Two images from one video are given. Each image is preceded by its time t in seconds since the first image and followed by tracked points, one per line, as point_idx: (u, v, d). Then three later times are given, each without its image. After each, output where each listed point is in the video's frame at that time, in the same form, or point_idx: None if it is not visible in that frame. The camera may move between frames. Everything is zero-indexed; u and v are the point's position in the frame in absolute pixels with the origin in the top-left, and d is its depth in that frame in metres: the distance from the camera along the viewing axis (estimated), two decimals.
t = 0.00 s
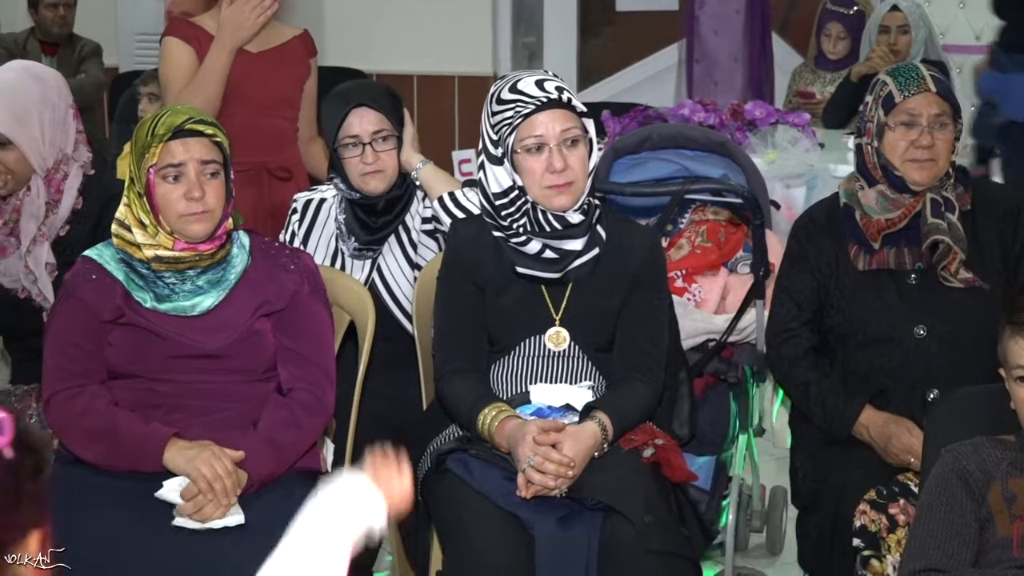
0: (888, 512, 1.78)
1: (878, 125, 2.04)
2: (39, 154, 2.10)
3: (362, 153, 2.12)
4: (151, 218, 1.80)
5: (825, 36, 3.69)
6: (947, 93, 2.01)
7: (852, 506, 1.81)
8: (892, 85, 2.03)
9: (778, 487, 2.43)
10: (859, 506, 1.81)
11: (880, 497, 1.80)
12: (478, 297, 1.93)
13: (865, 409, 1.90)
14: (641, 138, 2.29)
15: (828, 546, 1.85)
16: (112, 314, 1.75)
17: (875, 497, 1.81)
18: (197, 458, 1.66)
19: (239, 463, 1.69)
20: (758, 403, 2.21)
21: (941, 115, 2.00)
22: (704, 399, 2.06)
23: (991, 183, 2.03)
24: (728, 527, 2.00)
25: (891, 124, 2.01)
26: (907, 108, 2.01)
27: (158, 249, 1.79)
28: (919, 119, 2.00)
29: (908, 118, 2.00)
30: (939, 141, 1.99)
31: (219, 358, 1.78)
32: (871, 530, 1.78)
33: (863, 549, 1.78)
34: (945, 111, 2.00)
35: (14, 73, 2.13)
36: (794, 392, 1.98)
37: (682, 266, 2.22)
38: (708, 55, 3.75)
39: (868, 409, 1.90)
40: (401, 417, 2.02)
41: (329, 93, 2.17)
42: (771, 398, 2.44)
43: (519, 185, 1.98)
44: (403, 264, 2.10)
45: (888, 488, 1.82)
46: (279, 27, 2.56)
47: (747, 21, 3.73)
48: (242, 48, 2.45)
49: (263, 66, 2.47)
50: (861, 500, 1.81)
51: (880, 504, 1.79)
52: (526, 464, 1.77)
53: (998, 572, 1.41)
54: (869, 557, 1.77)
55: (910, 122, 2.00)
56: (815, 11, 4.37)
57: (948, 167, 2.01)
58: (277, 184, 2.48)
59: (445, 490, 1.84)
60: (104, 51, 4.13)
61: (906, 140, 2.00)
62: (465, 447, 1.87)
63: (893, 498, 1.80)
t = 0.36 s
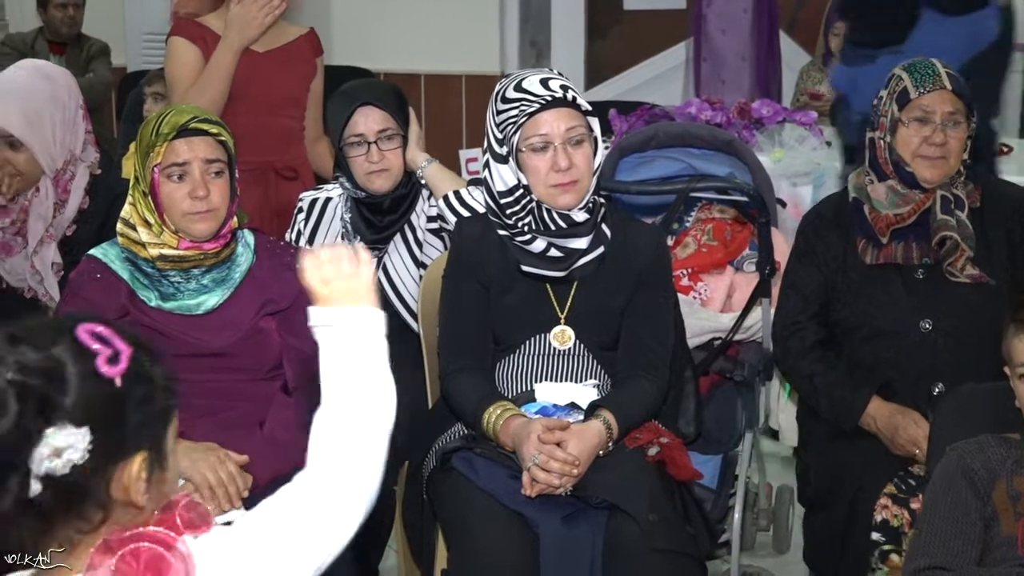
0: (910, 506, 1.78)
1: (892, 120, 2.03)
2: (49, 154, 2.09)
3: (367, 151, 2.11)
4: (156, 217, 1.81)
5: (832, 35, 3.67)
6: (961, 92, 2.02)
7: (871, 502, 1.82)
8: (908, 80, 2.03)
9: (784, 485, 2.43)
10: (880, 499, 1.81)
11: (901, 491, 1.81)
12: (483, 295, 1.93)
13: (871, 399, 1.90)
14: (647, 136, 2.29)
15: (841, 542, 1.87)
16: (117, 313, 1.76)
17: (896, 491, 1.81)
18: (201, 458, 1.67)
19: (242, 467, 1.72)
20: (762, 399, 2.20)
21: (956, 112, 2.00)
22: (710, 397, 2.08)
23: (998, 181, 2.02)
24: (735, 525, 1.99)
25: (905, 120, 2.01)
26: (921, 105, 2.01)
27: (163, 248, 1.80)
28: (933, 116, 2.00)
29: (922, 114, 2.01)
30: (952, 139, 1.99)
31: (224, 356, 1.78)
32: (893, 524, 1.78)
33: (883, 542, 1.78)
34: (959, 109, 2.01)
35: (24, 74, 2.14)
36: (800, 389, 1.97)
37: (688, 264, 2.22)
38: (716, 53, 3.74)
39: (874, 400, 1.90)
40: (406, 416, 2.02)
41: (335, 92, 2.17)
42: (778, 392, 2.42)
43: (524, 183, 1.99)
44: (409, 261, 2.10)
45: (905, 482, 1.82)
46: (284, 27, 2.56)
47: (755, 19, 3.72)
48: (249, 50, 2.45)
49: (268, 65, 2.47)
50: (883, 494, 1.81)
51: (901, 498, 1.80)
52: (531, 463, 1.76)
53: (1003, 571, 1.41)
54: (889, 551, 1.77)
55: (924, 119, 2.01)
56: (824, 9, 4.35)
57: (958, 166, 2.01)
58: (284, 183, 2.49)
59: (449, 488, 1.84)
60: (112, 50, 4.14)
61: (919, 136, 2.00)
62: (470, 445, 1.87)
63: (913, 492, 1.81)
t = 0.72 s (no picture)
0: (909, 509, 1.79)
1: (891, 120, 2.04)
2: (54, 152, 2.11)
3: (370, 149, 2.11)
4: (158, 215, 1.82)
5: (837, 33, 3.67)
6: (960, 88, 2.02)
7: (870, 504, 1.82)
8: (905, 80, 2.03)
9: (787, 484, 2.43)
10: (878, 502, 1.82)
11: (900, 493, 1.81)
12: (485, 293, 1.93)
13: (873, 401, 1.89)
14: (650, 134, 2.28)
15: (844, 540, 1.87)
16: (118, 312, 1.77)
17: (895, 493, 1.81)
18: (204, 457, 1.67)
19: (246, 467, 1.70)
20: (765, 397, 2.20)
21: (954, 110, 2.01)
22: (713, 395, 2.09)
23: (1002, 178, 2.01)
24: (738, 524, 1.99)
25: (904, 120, 2.02)
26: (920, 105, 2.01)
27: (165, 246, 1.81)
28: (932, 115, 2.00)
29: (921, 114, 2.01)
30: (952, 137, 1.99)
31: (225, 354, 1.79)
32: (892, 526, 1.79)
33: (882, 545, 1.79)
34: (958, 106, 2.01)
35: (44, 68, 2.13)
36: (803, 387, 1.96)
37: (691, 262, 2.21)
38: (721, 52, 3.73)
39: (878, 402, 1.89)
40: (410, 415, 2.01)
41: (337, 91, 2.17)
42: (782, 391, 2.41)
43: (526, 182, 1.99)
44: (411, 259, 2.08)
45: (905, 484, 1.83)
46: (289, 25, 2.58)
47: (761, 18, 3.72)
48: (249, 94, 2.44)
49: (262, 103, 2.47)
50: (881, 496, 1.81)
51: (900, 501, 1.80)
52: (532, 461, 1.77)
53: (1005, 569, 1.40)
54: (888, 554, 1.78)
55: (923, 118, 2.01)
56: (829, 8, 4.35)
57: (960, 163, 2.01)
58: (286, 181, 2.49)
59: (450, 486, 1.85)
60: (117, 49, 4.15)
61: (919, 136, 2.00)
62: (474, 444, 1.89)
63: (913, 494, 1.81)
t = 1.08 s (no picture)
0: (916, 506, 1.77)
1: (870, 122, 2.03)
2: (57, 150, 2.03)
3: (371, 148, 2.10)
4: (160, 213, 1.82)
5: (839, 31, 3.67)
6: (929, 88, 1.97)
7: (877, 502, 1.81)
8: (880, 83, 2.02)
9: (789, 483, 2.42)
10: (884, 500, 1.81)
11: (906, 491, 1.80)
12: (487, 291, 1.93)
13: (875, 398, 1.89)
14: (651, 132, 2.27)
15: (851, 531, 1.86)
16: (120, 310, 1.78)
17: (901, 491, 1.80)
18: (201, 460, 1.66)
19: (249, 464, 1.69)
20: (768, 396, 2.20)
21: (923, 112, 1.97)
22: (714, 393, 2.07)
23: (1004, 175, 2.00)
24: (740, 522, 1.99)
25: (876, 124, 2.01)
26: (886, 107, 2.00)
27: (166, 245, 1.81)
28: (900, 119, 1.98)
29: (891, 117, 1.99)
30: (923, 141, 1.97)
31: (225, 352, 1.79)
32: (898, 524, 1.78)
33: (889, 542, 1.78)
34: (928, 109, 1.97)
35: (54, 68, 2.08)
36: (803, 385, 1.96)
37: (693, 260, 2.21)
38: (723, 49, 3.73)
39: (878, 399, 1.89)
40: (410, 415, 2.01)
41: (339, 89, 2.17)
42: (783, 391, 2.40)
43: (527, 180, 1.98)
44: (412, 257, 2.07)
45: (910, 482, 1.81)
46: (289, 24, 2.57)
47: (763, 20, 3.72)
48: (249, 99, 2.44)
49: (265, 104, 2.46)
50: (888, 494, 1.80)
51: (906, 498, 1.79)
52: (533, 460, 1.77)
53: (1007, 567, 1.40)
54: (895, 550, 1.77)
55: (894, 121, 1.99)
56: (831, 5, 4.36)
57: (939, 164, 1.99)
58: (286, 180, 2.48)
59: (451, 485, 1.85)
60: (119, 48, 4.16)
61: (891, 139, 1.99)
62: (474, 442, 1.87)
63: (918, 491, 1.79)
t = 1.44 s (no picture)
0: (907, 512, 1.77)
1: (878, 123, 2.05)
2: (67, 155, 2.05)
3: (384, 148, 2.10)
4: (174, 214, 1.83)
5: (849, 30, 3.67)
6: (935, 90, 1.98)
7: (870, 505, 1.82)
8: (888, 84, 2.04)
9: (800, 480, 2.43)
10: (877, 503, 1.81)
11: (900, 495, 1.80)
12: (499, 291, 1.94)
13: (880, 402, 1.90)
14: (662, 132, 2.28)
15: (845, 542, 1.86)
16: (134, 310, 1.78)
17: (894, 495, 1.80)
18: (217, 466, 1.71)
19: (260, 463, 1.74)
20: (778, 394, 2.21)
21: (930, 112, 1.98)
22: (725, 392, 2.08)
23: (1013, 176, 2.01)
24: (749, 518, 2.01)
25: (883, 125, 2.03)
26: (894, 107, 2.01)
27: (181, 245, 1.82)
28: (907, 118, 1.99)
29: (897, 117, 2.01)
30: (931, 140, 1.97)
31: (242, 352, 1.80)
32: (889, 528, 1.78)
33: (878, 544, 1.78)
34: (935, 109, 1.98)
35: (64, 70, 2.10)
36: (811, 384, 1.97)
37: (703, 259, 2.22)
38: (732, 48, 3.72)
39: (884, 403, 1.90)
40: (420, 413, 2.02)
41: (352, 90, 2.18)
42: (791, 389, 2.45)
43: (538, 180, 1.98)
44: (425, 257, 2.08)
45: (906, 486, 1.81)
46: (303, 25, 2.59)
47: (773, 20, 3.72)
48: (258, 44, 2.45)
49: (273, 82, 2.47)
50: (880, 497, 1.81)
51: (899, 503, 1.79)
52: (545, 458, 1.79)
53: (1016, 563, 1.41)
54: (883, 553, 1.77)
55: (900, 122, 2.00)
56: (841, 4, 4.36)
57: (948, 165, 1.99)
58: (301, 179, 2.50)
59: (465, 483, 1.87)
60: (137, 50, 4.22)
61: (897, 139, 2.01)
62: (486, 440, 1.90)
63: (912, 497, 1.79)
